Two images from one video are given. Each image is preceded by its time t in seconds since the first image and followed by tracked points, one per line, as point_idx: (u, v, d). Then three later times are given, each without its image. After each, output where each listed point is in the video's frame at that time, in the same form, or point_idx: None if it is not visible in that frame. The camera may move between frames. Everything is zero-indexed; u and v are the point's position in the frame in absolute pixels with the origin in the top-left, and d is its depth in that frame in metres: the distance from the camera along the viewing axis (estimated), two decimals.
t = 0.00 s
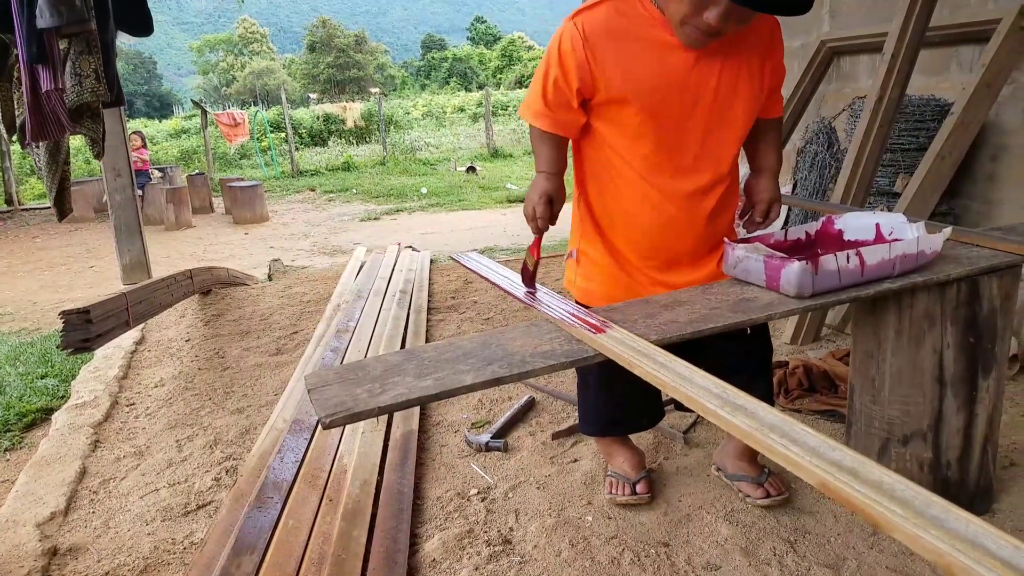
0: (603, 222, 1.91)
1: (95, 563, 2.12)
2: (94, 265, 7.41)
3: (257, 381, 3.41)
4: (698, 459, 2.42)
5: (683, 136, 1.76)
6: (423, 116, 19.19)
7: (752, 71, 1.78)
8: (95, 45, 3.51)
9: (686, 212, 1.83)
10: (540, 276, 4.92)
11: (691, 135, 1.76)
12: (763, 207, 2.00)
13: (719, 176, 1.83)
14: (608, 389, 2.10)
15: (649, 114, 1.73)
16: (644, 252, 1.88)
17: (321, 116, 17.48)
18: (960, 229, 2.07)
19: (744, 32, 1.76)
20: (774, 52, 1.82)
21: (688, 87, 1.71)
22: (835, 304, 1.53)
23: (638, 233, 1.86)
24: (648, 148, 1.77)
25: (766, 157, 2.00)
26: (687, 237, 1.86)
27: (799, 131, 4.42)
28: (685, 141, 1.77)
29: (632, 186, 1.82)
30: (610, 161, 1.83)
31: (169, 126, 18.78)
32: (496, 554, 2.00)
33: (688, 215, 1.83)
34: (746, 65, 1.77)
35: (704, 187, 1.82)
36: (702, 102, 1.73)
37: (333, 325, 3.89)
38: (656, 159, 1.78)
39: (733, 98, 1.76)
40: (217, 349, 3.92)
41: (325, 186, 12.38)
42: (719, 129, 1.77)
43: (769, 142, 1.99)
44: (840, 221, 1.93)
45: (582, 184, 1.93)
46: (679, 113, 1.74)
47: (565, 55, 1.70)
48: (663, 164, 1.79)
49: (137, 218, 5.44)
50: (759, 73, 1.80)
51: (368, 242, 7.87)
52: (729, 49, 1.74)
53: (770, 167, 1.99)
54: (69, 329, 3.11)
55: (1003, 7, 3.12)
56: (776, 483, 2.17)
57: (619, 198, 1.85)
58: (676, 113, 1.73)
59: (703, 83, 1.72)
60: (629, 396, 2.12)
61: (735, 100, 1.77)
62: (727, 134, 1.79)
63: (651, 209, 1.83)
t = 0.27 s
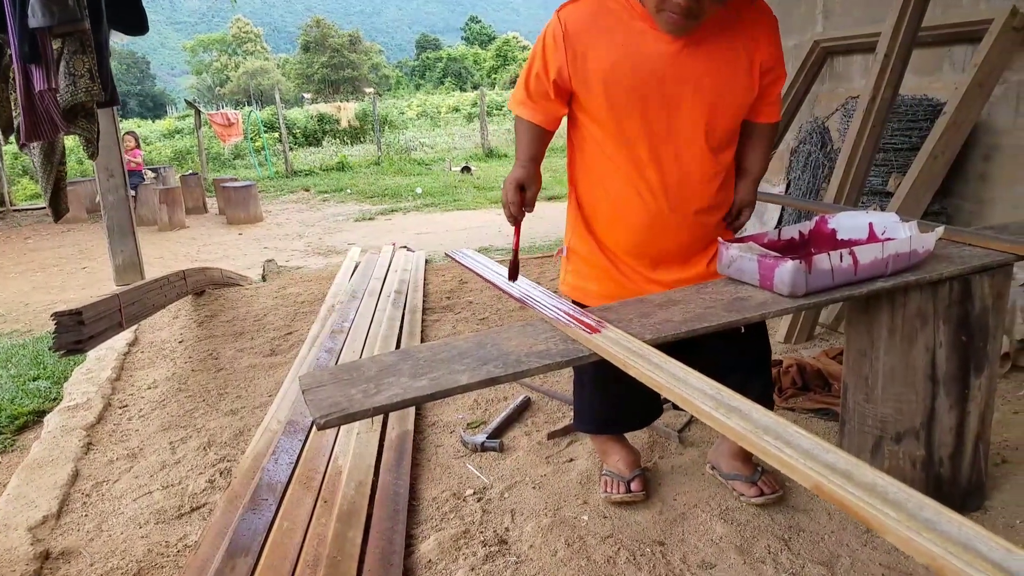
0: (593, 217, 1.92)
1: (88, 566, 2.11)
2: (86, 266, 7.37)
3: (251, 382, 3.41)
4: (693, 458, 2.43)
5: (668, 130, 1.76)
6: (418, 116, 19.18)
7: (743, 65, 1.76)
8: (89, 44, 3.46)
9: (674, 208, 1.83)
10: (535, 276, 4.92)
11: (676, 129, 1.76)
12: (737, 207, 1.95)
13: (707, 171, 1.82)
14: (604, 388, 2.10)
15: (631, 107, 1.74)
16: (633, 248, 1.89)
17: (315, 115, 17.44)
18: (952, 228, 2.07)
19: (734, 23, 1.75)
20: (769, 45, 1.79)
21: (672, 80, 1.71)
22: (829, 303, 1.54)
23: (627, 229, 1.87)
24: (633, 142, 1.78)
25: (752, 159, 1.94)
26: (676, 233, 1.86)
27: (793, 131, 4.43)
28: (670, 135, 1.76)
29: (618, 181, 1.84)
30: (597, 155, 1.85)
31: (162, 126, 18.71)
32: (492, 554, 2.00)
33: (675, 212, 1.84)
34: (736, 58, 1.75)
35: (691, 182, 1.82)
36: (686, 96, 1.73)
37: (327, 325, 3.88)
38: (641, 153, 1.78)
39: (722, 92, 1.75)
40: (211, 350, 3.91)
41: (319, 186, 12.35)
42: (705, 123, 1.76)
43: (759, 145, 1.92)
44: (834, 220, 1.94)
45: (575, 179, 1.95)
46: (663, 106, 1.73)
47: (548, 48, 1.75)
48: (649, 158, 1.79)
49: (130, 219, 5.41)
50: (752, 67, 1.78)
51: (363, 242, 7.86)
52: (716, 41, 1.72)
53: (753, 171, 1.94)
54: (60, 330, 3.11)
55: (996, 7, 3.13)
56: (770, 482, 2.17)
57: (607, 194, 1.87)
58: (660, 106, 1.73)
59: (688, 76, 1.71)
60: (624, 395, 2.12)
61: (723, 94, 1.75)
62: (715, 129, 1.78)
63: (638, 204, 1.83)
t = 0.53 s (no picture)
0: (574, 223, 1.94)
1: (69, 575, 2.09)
2: (65, 269, 7.29)
3: (234, 386, 3.38)
4: (679, 455, 2.44)
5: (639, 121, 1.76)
6: (402, 116, 19.12)
7: (710, 49, 1.76)
8: (71, 43, 3.39)
9: (654, 201, 1.83)
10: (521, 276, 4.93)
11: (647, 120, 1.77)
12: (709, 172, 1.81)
13: (684, 160, 1.81)
14: (591, 386, 2.11)
15: (600, 101, 1.75)
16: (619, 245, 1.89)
17: (297, 116, 17.34)
18: (930, 224, 2.10)
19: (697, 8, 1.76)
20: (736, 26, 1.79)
21: (637, 69, 1.72)
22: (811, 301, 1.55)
23: (610, 227, 1.87)
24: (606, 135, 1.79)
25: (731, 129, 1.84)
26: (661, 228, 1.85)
27: (774, 130, 4.47)
28: (642, 127, 1.77)
29: (591, 184, 1.86)
30: (570, 155, 1.87)
31: (142, 126, 18.53)
32: (480, 555, 2.00)
33: (650, 213, 1.84)
34: (700, 43, 1.75)
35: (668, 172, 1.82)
36: (647, 94, 1.74)
37: (312, 327, 3.86)
38: (615, 147, 1.80)
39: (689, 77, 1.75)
40: (194, 354, 3.88)
41: (303, 187, 12.28)
42: (675, 111, 1.77)
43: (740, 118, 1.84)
44: (814, 219, 1.96)
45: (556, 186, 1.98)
46: (631, 96, 1.74)
47: (512, 60, 1.82)
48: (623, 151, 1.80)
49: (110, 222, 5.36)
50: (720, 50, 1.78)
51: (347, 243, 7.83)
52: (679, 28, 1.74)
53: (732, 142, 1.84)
54: (38, 335, 3.08)
55: (972, 7, 3.18)
56: (754, 478, 2.19)
57: (583, 199, 1.89)
58: (629, 97, 1.74)
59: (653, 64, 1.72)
60: (611, 393, 2.13)
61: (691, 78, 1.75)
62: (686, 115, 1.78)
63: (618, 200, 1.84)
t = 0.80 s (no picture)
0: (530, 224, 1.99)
1: None
2: (14, 275, 7.05)
3: (193, 392, 3.31)
4: (644, 453, 2.46)
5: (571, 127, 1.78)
6: (363, 116, 18.95)
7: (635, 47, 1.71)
8: (20, 42, 3.30)
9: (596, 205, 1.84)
10: (485, 276, 4.91)
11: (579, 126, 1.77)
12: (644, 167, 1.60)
13: (622, 163, 1.81)
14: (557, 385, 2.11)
15: (532, 109, 1.79)
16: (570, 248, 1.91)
17: (256, 116, 17.06)
18: (885, 222, 2.15)
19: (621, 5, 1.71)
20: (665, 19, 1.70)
21: (563, 75, 1.72)
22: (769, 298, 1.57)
23: (558, 229, 1.91)
24: (542, 140, 1.83)
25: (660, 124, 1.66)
26: (607, 229, 1.86)
27: (733, 130, 4.53)
28: (574, 131, 1.78)
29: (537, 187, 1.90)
30: (519, 158, 1.92)
31: (94, 127, 18.04)
32: (446, 558, 1.98)
33: (592, 216, 1.85)
34: (624, 43, 1.70)
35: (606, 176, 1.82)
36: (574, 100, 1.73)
37: (272, 331, 3.80)
38: (552, 151, 1.83)
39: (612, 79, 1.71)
40: (149, 360, 3.78)
41: (262, 188, 12.08)
42: (603, 115, 1.75)
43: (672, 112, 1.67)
44: (773, 218, 1.98)
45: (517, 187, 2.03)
46: (560, 103, 1.75)
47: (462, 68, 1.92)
48: (561, 154, 1.83)
49: (61, 226, 5.20)
50: (646, 47, 1.71)
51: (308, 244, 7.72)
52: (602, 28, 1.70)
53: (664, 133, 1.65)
54: None
55: (923, 9, 3.27)
56: (709, 471, 2.20)
57: (534, 200, 1.93)
58: (556, 103, 1.75)
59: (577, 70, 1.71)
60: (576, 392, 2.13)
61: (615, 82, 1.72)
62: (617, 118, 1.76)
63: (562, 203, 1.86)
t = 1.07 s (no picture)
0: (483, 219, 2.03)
1: None
2: None
3: (140, 401, 3.20)
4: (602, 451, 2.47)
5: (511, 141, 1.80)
6: (313, 116, 18.67)
7: (574, 73, 1.68)
8: None
9: (538, 216, 1.86)
10: (441, 278, 4.88)
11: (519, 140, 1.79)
12: (585, 214, 1.53)
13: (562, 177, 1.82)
14: (514, 386, 2.11)
15: (476, 119, 1.81)
16: (518, 252, 1.95)
17: (202, 117, 16.66)
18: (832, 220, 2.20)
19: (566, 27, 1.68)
20: (607, 48, 1.66)
21: (503, 92, 1.73)
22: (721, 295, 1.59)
23: (503, 230, 1.94)
24: (489, 148, 1.85)
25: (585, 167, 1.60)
26: (550, 239, 1.88)
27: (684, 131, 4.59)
28: (516, 142, 1.79)
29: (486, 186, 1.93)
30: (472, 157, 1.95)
31: (32, 129, 17.38)
32: (405, 564, 1.96)
33: (532, 224, 1.87)
34: (563, 67, 1.68)
35: (547, 190, 1.84)
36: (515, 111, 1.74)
37: (222, 337, 3.70)
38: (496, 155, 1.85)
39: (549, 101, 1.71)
40: (94, 370, 3.65)
41: (211, 191, 11.80)
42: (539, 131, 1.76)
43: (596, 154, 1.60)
44: (722, 217, 2.00)
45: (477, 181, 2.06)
46: (499, 119, 1.77)
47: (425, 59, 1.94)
48: (506, 164, 1.86)
49: None
50: (585, 75, 1.68)
51: (259, 247, 7.56)
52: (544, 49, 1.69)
53: (592, 173, 1.59)
54: None
55: (864, 12, 3.37)
56: (616, 492, 2.13)
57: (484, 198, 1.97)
58: (496, 118, 1.76)
59: (516, 89, 1.72)
60: (534, 392, 2.13)
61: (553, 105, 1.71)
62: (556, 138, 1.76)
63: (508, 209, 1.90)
